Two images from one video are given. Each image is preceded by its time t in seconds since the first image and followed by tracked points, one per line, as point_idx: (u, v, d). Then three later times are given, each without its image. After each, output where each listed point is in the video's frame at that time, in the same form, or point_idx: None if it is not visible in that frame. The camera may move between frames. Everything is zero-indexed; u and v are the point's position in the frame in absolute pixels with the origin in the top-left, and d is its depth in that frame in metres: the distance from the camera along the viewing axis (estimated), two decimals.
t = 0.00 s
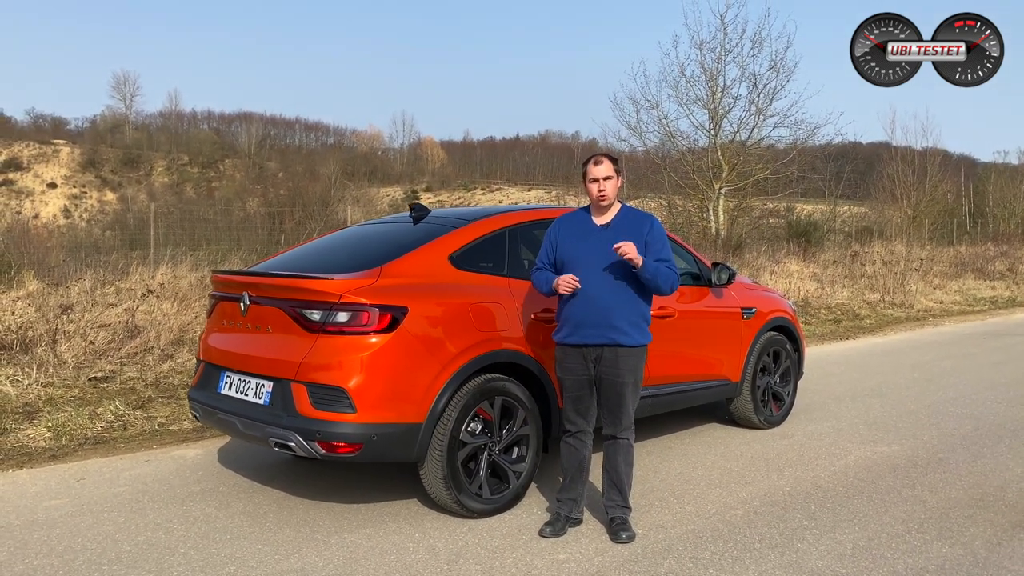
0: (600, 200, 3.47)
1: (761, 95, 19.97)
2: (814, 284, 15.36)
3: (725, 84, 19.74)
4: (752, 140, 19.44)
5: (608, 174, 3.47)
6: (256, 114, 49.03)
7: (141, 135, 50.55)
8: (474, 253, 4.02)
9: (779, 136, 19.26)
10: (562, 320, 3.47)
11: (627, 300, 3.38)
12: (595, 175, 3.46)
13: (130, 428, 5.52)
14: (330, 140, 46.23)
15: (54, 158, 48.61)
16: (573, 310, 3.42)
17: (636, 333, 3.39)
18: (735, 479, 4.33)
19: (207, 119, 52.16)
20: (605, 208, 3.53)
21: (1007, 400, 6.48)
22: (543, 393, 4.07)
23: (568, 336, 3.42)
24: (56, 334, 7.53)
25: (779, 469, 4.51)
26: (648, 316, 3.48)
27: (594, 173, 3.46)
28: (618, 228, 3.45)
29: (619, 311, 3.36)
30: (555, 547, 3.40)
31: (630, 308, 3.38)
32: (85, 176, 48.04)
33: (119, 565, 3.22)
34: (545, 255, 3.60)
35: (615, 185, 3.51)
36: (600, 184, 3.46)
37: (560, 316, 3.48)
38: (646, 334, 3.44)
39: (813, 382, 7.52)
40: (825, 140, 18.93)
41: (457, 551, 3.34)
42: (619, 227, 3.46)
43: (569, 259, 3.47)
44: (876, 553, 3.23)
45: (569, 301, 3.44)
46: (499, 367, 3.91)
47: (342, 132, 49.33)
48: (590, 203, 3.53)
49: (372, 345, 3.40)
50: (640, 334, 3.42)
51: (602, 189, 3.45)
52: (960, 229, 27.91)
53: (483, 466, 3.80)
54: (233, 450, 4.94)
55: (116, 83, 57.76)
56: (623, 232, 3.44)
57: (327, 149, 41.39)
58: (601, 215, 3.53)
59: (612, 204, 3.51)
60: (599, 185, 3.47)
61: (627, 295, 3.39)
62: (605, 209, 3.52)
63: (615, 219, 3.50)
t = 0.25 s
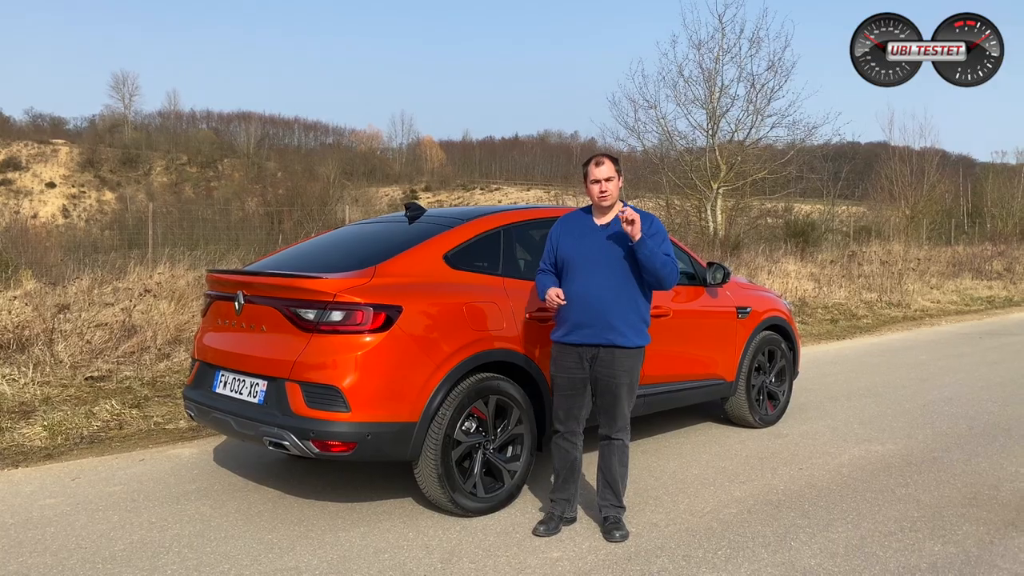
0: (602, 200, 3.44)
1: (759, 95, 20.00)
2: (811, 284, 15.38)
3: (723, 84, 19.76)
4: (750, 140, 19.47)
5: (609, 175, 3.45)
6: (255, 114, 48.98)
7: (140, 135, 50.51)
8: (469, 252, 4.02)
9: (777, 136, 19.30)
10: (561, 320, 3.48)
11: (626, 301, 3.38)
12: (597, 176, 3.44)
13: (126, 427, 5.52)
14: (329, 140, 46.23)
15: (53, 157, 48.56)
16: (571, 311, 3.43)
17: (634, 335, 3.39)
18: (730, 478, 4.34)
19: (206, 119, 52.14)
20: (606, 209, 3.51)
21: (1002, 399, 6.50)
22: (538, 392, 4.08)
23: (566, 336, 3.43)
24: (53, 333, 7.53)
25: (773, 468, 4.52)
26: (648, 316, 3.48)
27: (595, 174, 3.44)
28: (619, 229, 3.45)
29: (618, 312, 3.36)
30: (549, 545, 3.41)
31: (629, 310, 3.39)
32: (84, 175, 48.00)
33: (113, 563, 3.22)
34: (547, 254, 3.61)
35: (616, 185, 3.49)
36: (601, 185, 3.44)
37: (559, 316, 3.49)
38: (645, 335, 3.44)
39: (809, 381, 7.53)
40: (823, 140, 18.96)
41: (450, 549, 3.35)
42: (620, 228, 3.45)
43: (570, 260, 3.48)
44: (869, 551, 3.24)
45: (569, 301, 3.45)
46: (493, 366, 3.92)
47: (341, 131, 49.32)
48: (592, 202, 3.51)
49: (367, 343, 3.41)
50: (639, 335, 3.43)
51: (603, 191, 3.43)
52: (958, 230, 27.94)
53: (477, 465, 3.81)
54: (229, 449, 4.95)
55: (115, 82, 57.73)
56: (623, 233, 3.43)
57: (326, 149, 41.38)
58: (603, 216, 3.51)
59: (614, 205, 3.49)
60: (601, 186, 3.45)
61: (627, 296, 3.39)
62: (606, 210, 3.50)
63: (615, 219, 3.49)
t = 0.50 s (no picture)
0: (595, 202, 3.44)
1: (756, 94, 20.03)
2: (808, 283, 15.40)
3: (721, 84, 19.78)
4: (747, 139, 19.50)
5: (602, 176, 3.43)
6: (253, 113, 48.87)
7: (136, 133, 50.42)
8: (462, 251, 4.03)
9: (774, 136, 19.34)
10: (551, 319, 3.48)
11: (615, 302, 3.37)
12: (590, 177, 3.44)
13: (120, 426, 5.52)
14: (326, 138, 46.19)
15: (49, 156, 48.44)
16: (561, 310, 3.43)
17: (622, 336, 3.37)
18: (723, 477, 4.35)
19: (203, 118, 52.05)
20: (599, 210, 3.51)
21: (996, 398, 6.52)
22: (533, 391, 4.08)
23: (555, 335, 3.43)
24: (48, 332, 7.50)
25: (767, 467, 4.53)
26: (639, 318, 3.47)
27: (588, 174, 3.44)
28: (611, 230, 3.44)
29: (606, 312, 3.35)
30: (540, 544, 3.41)
31: (617, 311, 3.37)
32: (80, 174, 47.89)
33: (106, 563, 3.22)
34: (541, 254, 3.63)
35: (610, 186, 3.48)
36: (595, 186, 3.44)
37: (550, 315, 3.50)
38: (635, 338, 3.41)
39: (804, 380, 7.54)
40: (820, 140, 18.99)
41: (443, 548, 3.36)
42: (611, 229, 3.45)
43: (562, 260, 3.49)
44: (860, 550, 3.25)
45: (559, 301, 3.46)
46: (487, 365, 3.93)
47: (338, 130, 49.26)
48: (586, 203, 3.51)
49: (360, 343, 3.41)
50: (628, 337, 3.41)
51: (597, 191, 3.42)
52: (954, 229, 28.00)
53: (471, 464, 3.81)
54: (223, 448, 4.94)
55: (112, 81, 57.62)
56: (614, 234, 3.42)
57: (323, 147, 41.33)
58: (596, 217, 3.51)
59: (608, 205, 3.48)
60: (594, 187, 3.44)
61: (616, 297, 3.38)
62: (600, 211, 3.50)
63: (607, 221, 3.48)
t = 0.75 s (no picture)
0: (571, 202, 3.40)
1: (753, 93, 20.04)
2: (803, 281, 15.42)
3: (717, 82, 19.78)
4: (743, 138, 19.52)
5: (580, 175, 3.41)
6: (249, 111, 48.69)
7: (132, 131, 50.26)
8: (456, 250, 4.01)
9: (770, 134, 19.37)
10: (533, 322, 3.43)
11: (595, 302, 3.31)
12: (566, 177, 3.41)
13: (113, 425, 5.50)
14: (322, 136, 46.12)
15: (44, 154, 48.26)
16: (541, 313, 3.38)
17: (604, 338, 3.32)
18: (717, 476, 4.35)
19: (199, 115, 51.90)
20: (577, 210, 3.47)
21: (990, 397, 6.54)
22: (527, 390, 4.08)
23: (536, 338, 3.38)
24: (41, 331, 7.47)
25: (761, 466, 4.53)
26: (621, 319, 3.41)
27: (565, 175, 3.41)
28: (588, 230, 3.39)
29: (585, 314, 3.30)
30: (532, 543, 3.40)
31: (597, 312, 3.31)
32: (75, 171, 47.73)
33: (96, 563, 3.20)
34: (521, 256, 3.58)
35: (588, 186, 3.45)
36: (571, 187, 3.40)
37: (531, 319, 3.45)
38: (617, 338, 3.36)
39: (798, 379, 7.54)
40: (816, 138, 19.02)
41: (436, 548, 3.35)
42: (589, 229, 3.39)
43: (542, 261, 3.43)
44: (853, 549, 3.25)
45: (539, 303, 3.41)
46: (480, 364, 3.91)
47: (335, 127, 49.17)
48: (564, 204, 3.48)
49: (352, 341, 3.39)
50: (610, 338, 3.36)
51: (575, 190, 3.39)
52: (949, 228, 28.05)
53: (464, 463, 3.81)
54: (216, 448, 4.92)
55: (107, 78, 57.42)
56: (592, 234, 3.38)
57: (320, 145, 41.27)
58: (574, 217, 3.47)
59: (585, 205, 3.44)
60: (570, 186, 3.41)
61: (595, 298, 3.32)
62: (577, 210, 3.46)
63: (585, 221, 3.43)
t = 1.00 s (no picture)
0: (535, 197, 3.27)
1: (749, 90, 20.03)
2: (799, 279, 15.42)
3: (713, 80, 19.77)
4: (739, 136, 19.55)
5: (544, 169, 3.28)
6: (245, 108, 48.55)
7: (128, 127, 50.10)
8: (449, 247, 3.98)
9: (766, 132, 19.40)
10: (501, 321, 3.32)
11: (564, 300, 3.20)
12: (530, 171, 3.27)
13: (105, 423, 5.46)
14: (319, 133, 46.03)
15: (40, 151, 48.10)
16: (508, 312, 3.26)
17: (575, 335, 3.21)
18: (711, 474, 4.33)
19: (195, 112, 51.76)
20: (542, 206, 3.34)
21: (986, 395, 6.53)
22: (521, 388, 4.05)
23: (505, 339, 3.27)
24: (33, 328, 7.42)
25: (756, 464, 4.51)
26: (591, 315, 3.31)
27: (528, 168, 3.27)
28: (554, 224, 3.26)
29: (553, 313, 3.19)
30: (524, 543, 3.37)
31: (567, 310, 3.20)
32: (71, 169, 47.56)
33: (85, 561, 3.16)
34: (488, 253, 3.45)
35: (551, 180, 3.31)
36: (535, 181, 3.27)
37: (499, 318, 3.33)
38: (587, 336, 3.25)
39: (794, 377, 7.53)
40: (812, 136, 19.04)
41: (428, 547, 3.32)
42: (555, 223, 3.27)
43: (508, 258, 3.30)
44: (848, 548, 3.23)
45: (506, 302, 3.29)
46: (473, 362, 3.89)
47: (331, 125, 49.08)
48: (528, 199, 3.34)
49: (344, 339, 3.37)
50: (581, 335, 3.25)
51: (537, 186, 3.25)
52: (945, 225, 28.10)
53: (457, 461, 3.78)
54: (208, 446, 4.89)
55: (102, 75, 57.22)
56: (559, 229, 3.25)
57: (316, 142, 41.19)
58: (539, 213, 3.34)
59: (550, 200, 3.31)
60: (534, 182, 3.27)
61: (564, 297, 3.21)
62: (542, 206, 3.33)
63: (550, 216, 3.30)
